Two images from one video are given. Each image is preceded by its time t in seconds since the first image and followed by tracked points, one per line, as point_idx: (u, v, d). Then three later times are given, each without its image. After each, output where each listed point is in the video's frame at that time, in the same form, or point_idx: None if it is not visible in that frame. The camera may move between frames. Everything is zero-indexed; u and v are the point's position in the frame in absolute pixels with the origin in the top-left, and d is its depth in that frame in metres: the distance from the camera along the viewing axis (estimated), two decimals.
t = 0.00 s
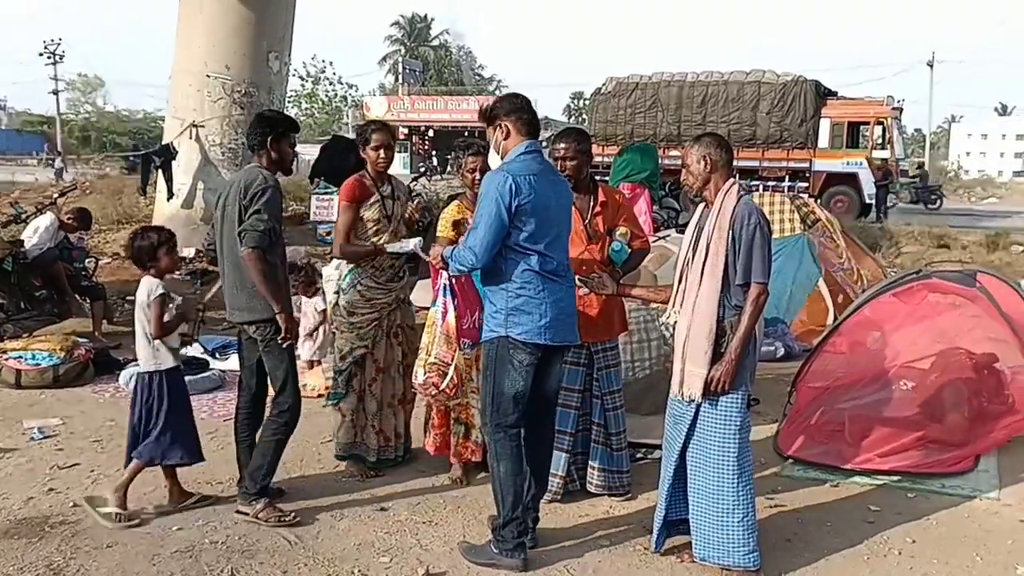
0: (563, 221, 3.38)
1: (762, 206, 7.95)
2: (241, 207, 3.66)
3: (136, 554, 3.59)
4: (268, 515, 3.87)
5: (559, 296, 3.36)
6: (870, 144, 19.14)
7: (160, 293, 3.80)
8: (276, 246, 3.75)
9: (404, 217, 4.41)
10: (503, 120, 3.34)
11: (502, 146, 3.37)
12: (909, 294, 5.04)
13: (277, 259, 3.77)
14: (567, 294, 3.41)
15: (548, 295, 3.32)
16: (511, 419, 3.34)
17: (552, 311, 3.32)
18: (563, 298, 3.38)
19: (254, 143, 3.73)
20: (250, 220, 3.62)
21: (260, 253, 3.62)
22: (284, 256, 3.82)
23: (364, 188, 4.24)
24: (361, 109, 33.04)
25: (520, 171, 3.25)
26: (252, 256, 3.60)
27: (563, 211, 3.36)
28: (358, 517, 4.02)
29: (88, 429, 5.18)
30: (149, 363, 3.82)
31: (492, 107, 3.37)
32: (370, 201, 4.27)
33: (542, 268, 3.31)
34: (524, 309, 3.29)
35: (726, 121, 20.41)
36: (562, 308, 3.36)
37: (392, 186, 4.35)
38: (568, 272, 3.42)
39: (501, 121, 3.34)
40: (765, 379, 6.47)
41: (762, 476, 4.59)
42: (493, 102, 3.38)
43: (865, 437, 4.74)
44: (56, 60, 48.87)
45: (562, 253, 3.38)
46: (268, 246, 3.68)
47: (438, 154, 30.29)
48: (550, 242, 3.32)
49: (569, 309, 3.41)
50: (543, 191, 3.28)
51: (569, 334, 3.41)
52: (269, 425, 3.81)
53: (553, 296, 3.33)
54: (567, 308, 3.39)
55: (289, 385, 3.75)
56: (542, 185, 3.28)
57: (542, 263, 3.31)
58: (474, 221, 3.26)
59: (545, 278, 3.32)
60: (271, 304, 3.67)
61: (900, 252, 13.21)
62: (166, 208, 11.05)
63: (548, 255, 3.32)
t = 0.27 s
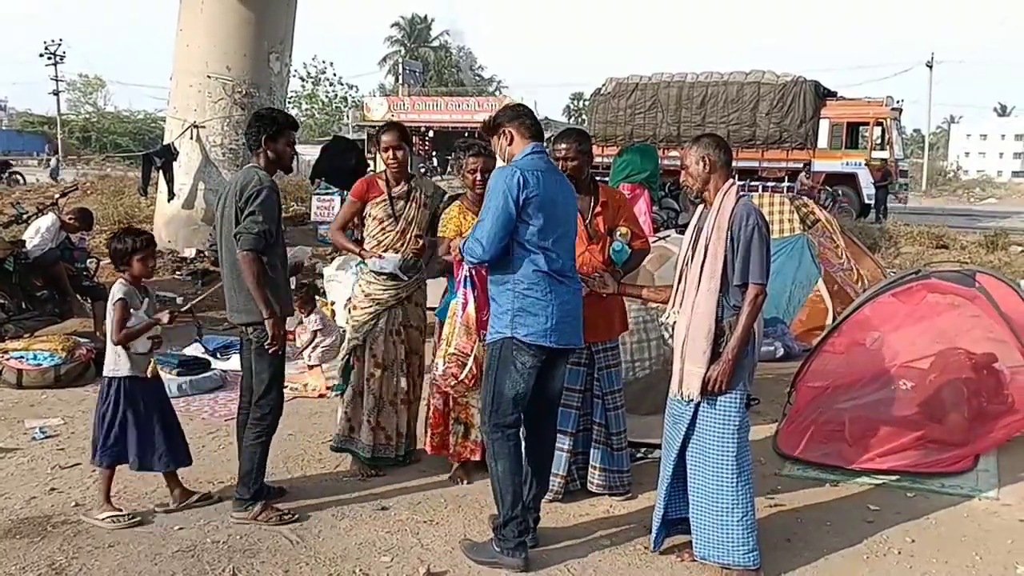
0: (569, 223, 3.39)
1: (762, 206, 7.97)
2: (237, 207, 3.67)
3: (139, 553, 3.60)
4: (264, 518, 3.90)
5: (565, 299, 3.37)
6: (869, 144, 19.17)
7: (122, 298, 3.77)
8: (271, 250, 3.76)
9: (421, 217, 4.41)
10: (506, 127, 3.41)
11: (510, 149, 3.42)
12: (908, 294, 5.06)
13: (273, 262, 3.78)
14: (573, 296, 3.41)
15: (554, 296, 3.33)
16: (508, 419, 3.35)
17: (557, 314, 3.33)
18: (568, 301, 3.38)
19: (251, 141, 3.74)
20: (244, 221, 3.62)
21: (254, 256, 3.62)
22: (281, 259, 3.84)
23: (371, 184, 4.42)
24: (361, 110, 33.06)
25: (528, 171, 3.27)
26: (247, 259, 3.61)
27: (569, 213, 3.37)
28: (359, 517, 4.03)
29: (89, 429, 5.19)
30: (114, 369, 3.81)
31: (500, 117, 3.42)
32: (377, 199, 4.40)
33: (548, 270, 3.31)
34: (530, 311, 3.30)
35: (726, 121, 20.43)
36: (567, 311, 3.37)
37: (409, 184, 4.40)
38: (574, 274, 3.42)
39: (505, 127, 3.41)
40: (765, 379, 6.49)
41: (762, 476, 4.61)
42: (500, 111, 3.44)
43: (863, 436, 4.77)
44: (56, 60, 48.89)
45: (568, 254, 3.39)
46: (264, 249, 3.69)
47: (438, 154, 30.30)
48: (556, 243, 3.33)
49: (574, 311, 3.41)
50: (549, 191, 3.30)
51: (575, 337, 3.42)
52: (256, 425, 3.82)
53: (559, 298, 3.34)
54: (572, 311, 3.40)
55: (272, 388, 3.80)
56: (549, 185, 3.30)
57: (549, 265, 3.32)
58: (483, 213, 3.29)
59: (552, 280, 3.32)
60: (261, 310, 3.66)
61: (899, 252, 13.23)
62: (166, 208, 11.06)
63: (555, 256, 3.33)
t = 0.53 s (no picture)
0: (573, 224, 3.39)
1: (761, 206, 7.97)
2: (246, 211, 3.68)
3: (139, 553, 3.60)
4: (269, 515, 3.90)
5: (567, 300, 3.36)
6: (869, 144, 19.21)
7: (102, 298, 3.77)
8: (281, 252, 3.80)
9: (415, 220, 4.43)
10: (518, 128, 3.42)
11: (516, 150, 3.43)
12: (908, 294, 5.05)
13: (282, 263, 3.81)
14: (575, 299, 3.41)
15: (555, 297, 3.32)
16: (516, 422, 3.34)
17: (557, 315, 3.32)
18: (570, 302, 3.38)
19: (262, 144, 3.76)
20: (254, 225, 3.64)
21: (264, 262, 3.65)
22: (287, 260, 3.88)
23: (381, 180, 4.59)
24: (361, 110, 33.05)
25: (531, 170, 3.28)
26: (257, 266, 3.64)
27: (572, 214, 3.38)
28: (360, 517, 4.03)
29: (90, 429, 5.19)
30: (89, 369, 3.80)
31: (515, 118, 3.43)
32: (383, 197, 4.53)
33: (550, 270, 3.31)
34: (531, 312, 3.29)
35: (725, 122, 20.43)
36: (569, 312, 3.36)
37: (410, 185, 4.47)
38: (576, 276, 3.42)
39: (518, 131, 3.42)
40: (764, 379, 6.49)
41: (762, 476, 4.61)
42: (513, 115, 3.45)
43: (862, 436, 4.79)
44: (56, 61, 48.85)
45: (571, 256, 3.39)
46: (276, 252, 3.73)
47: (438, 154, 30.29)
48: (559, 244, 3.33)
49: (577, 314, 3.41)
50: (553, 192, 3.31)
51: (575, 340, 3.41)
52: (248, 424, 3.82)
53: (560, 299, 3.33)
54: (574, 314, 3.39)
55: (265, 391, 3.80)
56: (553, 185, 3.31)
57: (550, 266, 3.31)
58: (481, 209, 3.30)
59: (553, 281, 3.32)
60: (275, 313, 3.72)
61: (899, 252, 13.23)
62: (166, 208, 11.06)
63: (556, 255, 3.33)
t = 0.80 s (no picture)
0: (569, 228, 3.39)
1: (760, 207, 7.99)
2: (266, 214, 3.75)
3: (139, 553, 3.61)
4: (267, 516, 3.90)
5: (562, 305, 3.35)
6: (868, 145, 19.24)
7: (107, 297, 3.78)
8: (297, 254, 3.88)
9: (399, 219, 4.38)
10: (524, 128, 3.45)
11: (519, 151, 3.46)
12: (906, 295, 5.03)
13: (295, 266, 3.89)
14: (572, 304, 3.40)
15: (547, 302, 3.31)
16: (514, 430, 3.34)
17: (549, 319, 3.31)
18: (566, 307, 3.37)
19: (277, 146, 3.82)
20: (278, 229, 3.73)
21: (290, 266, 3.76)
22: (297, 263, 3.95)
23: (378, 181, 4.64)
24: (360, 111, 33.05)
25: (525, 174, 3.30)
26: (283, 270, 3.75)
27: (569, 218, 3.38)
28: (359, 517, 4.03)
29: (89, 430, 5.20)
30: (93, 369, 3.82)
31: (520, 117, 3.46)
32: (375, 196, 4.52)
33: (544, 275, 3.31)
34: (523, 317, 3.29)
35: (724, 122, 20.44)
36: (564, 317, 3.36)
37: (398, 185, 4.46)
38: (573, 281, 3.41)
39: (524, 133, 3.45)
40: (763, 379, 6.50)
41: (760, 476, 4.62)
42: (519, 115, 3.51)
43: (861, 436, 4.80)
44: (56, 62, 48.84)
45: (567, 261, 3.39)
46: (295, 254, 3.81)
47: (437, 154, 30.29)
48: (554, 248, 3.33)
49: (573, 319, 3.40)
50: (548, 195, 3.31)
51: (570, 346, 3.40)
52: (246, 424, 3.84)
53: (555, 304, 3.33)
54: (570, 319, 3.39)
55: (268, 390, 3.85)
56: (548, 189, 3.32)
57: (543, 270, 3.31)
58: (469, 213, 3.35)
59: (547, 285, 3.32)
60: (299, 313, 3.82)
61: (898, 252, 13.24)
62: (166, 209, 11.06)
63: (548, 261, 3.32)
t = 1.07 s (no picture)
0: (555, 234, 3.30)
1: (756, 207, 8.00)
2: (281, 214, 3.78)
3: (134, 553, 3.61)
4: (263, 515, 3.90)
5: (542, 312, 3.30)
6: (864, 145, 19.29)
7: (118, 295, 3.81)
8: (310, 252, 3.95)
9: (367, 217, 4.38)
10: (523, 128, 3.48)
11: (519, 154, 3.49)
12: (901, 295, 5.07)
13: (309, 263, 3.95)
14: (556, 311, 3.33)
15: (523, 310, 3.27)
16: (501, 434, 3.36)
17: (525, 326, 3.28)
18: (548, 314, 3.31)
19: (284, 146, 3.84)
20: (292, 227, 3.76)
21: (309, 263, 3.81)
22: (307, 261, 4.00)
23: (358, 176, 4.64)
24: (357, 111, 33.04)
25: (507, 179, 3.28)
26: (301, 267, 3.79)
27: (555, 223, 3.29)
28: (354, 517, 4.04)
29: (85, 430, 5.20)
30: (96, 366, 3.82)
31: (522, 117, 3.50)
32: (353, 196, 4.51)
33: (523, 281, 3.28)
34: (501, 322, 3.30)
35: (721, 122, 20.46)
36: (544, 324, 3.30)
37: (370, 184, 4.43)
38: (559, 287, 3.33)
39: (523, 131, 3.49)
40: (758, 379, 6.51)
41: (755, 476, 4.63)
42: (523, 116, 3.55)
43: (854, 435, 4.82)
44: (52, 62, 48.77)
45: (552, 267, 3.30)
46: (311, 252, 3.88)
47: (434, 154, 30.29)
48: (536, 253, 3.27)
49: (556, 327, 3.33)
50: (529, 201, 3.27)
51: (554, 353, 3.34)
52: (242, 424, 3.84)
53: (534, 310, 3.29)
54: (552, 326, 3.32)
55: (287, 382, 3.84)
56: (529, 194, 3.27)
57: (520, 276, 3.28)
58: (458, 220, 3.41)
59: (525, 291, 3.28)
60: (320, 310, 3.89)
61: (894, 252, 13.27)
62: (162, 209, 11.05)
63: (525, 267, 3.28)
